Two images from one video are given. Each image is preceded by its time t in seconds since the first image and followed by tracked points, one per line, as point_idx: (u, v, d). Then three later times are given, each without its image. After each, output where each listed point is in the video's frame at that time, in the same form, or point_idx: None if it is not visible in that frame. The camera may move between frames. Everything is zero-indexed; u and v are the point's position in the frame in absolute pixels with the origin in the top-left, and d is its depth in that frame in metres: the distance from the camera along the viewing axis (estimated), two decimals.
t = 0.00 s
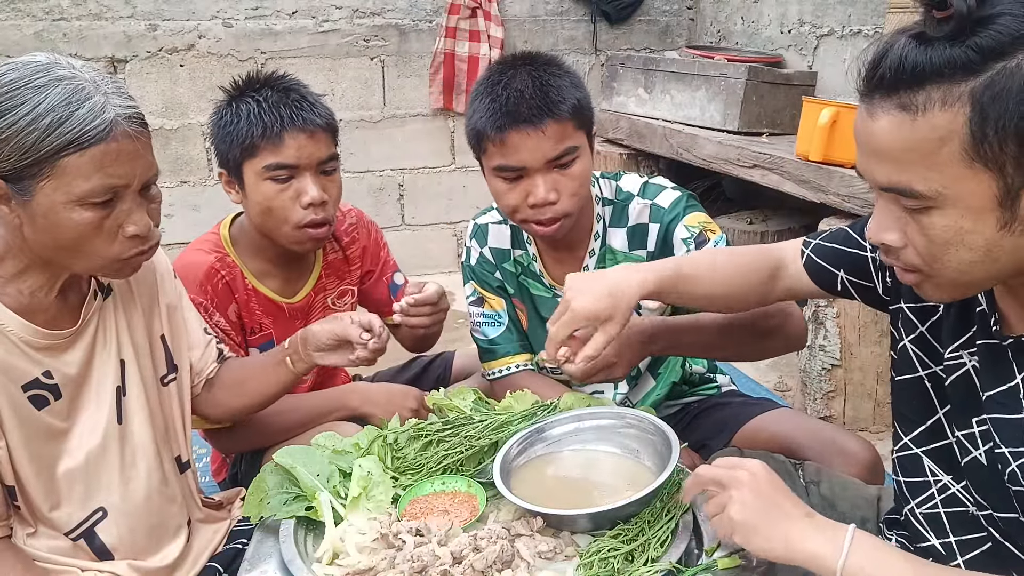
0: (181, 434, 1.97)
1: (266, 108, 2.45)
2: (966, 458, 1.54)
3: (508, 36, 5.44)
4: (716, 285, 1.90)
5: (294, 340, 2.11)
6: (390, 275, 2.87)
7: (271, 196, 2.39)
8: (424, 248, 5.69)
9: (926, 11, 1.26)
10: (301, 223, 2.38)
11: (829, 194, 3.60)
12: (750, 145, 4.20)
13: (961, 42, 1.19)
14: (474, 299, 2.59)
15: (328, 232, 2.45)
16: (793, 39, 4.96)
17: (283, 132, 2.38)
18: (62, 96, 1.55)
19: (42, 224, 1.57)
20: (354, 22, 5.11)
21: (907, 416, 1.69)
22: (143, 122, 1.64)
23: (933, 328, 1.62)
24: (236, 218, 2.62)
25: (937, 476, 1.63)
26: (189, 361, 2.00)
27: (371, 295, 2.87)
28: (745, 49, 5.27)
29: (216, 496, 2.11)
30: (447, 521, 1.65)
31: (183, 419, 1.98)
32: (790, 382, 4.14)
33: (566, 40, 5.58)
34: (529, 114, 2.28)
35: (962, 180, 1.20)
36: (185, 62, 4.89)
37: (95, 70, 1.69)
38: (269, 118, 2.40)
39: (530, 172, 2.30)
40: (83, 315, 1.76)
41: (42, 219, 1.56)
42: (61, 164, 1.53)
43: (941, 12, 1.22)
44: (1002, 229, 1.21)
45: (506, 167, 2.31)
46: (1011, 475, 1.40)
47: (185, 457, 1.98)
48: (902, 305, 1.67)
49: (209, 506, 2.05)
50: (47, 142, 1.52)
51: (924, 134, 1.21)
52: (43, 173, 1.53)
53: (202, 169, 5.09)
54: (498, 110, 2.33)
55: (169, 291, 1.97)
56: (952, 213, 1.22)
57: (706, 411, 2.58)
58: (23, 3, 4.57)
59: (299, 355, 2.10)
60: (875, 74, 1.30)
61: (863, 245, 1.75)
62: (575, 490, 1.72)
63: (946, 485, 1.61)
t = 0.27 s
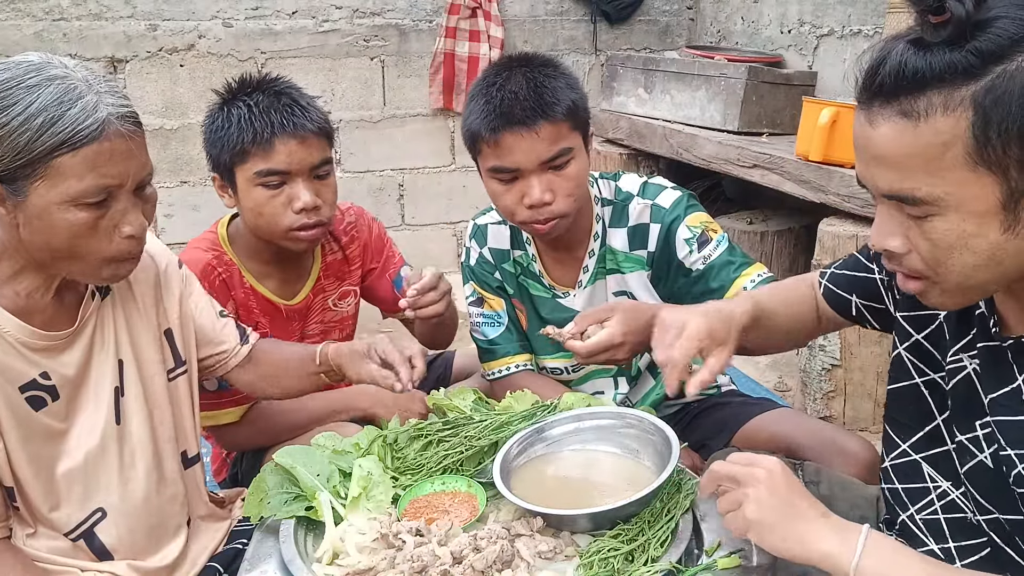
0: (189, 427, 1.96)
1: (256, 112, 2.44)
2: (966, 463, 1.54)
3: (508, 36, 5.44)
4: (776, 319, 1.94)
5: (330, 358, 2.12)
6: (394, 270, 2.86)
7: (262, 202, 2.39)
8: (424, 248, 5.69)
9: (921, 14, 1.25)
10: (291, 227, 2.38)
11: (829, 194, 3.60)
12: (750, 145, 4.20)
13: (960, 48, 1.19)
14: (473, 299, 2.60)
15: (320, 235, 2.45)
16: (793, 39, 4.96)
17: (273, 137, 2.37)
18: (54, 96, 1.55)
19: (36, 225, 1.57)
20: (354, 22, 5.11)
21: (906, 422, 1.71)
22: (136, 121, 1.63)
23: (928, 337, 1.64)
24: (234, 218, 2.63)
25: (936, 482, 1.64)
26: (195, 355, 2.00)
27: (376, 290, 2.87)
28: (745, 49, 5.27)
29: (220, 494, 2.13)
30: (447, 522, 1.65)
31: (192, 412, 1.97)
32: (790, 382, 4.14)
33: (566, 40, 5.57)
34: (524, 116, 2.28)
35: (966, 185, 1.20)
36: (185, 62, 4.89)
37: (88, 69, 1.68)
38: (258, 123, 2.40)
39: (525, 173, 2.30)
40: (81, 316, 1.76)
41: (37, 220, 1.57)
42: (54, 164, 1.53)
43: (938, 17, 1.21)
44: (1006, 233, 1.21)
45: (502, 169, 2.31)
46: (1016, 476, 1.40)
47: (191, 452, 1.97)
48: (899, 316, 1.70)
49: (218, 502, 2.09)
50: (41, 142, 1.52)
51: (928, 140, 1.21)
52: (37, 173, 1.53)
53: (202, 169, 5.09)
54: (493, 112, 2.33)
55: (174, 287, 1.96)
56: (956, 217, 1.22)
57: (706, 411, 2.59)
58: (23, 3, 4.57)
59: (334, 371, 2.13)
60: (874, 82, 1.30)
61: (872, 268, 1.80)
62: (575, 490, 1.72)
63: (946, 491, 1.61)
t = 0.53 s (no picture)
0: (195, 423, 1.98)
1: (248, 115, 2.44)
2: (970, 468, 1.54)
3: (508, 36, 5.44)
4: (813, 386, 1.90)
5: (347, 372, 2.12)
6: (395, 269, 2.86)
7: (257, 206, 2.39)
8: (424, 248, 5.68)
9: (919, 18, 1.25)
10: (286, 232, 2.38)
11: (829, 194, 3.60)
12: (750, 145, 4.19)
13: (960, 53, 1.20)
14: (474, 298, 2.61)
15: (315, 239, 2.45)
16: (793, 39, 4.96)
17: (265, 140, 2.36)
18: (48, 96, 1.55)
19: (32, 225, 1.57)
20: (354, 22, 5.11)
21: (914, 428, 1.71)
22: (132, 120, 1.63)
23: (937, 344, 1.64)
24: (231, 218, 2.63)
25: (942, 488, 1.64)
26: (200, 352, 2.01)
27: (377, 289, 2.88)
28: (745, 49, 5.27)
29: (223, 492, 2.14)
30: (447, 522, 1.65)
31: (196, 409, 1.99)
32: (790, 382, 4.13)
33: (566, 40, 5.57)
34: (520, 117, 2.27)
35: (969, 186, 1.20)
36: (185, 62, 4.89)
37: (83, 69, 1.68)
38: (251, 126, 2.39)
39: (523, 174, 2.30)
40: (80, 316, 1.76)
41: (31, 220, 1.57)
42: (48, 165, 1.53)
43: (937, 23, 1.22)
44: (1010, 233, 1.21)
45: (500, 170, 2.31)
46: None
47: (196, 450, 1.99)
48: (903, 322, 1.72)
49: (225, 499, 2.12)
50: (34, 142, 1.52)
51: (930, 144, 1.22)
52: (30, 173, 1.53)
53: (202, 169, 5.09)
54: (490, 113, 2.33)
55: (175, 286, 1.97)
56: (960, 219, 1.23)
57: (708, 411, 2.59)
58: (23, 3, 4.56)
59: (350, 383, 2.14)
60: (875, 87, 1.30)
61: (887, 291, 1.79)
62: (575, 490, 1.72)
63: (950, 497, 1.62)
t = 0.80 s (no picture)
0: (196, 425, 1.98)
1: (245, 120, 2.44)
2: (976, 468, 1.54)
3: (508, 36, 5.44)
4: (812, 393, 1.89)
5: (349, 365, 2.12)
6: (393, 266, 2.83)
7: (256, 210, 2.39)
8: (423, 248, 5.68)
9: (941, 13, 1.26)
10: (285, 234, 2.38)
11: (829, 194, 3.60)
12: (750, 145, 4.19)
13: (983, 46, 1.20)
14: (477, 299, 2.62)
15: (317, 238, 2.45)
16: (793, 39, 4.96)
17: (263, 146, 2.36)
18: (48, 95, 1.55)
19: (31, 225, 1.57)
20: (354, 22, 5.11)
21: (916, 427, 1.71)
22: (131, 119, 1.63)
23: (938, 342, 1.65)
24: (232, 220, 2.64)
25: (945, 486, 1.64)
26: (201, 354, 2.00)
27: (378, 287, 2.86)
28: (745, 49, 5.27)
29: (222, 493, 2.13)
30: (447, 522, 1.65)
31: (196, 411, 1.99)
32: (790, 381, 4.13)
33: (566, 40, 5.58)
34: (520, 121, 2.27)
35: (985, 186, 1.21)
36: (185, 62, 4.89)
37: (84, 68, 1.68)
38: (246, 131, 2.40)
39: (522, 177, 2.30)
40: (80, 318, 1.76)
41: (30, 220, 1.57)
42: (48, 164, 1.53)
43: (959, 16, 1.23)
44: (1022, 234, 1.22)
45: (499, 172, 2.32)
46: None
47: (196, 452, 1.98)
48: (905, 321, 1.72)
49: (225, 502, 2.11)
50: (34, 141, 1.52)
51: (946, 141, 1.22)
52: (31, 174, 1.53)
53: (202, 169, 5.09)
54: (491, 116, 2.34)
55: (178, 288, 1.97)
56: (972, 219, 1.23)
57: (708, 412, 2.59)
58: (23, 3, 4.56)
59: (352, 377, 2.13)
60: (892, 79, 1.31)
61: (889, 292, 1.80)
62: (575, 490, 1.72)
63: (953, 496, 1.62)
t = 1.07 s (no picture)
0: (189, 433, 1.96)
1: (246, 120, 2.44)
2: (980, 470, 1.55)
3: (508, 36, 5.44)
4: (814, 396, 1.90)
5: (334, 344, 2.12)
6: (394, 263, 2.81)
7: (257, 212, 2.39)
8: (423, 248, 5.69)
9: (955, 11, 1.26)
10: (286, 236, 2.38)
11: (829, 194, 3.60)
12: (750, 145, 4.19)
13: (993, 44, 1.21)
14: (479, 298, 2.62)
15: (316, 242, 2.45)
16: (793, 39, 4.96)
17: (263, 146, 2.36)
18: (53, 94, 1.54)
19: (37, 224, 1.57)
20: (354, 22, 5.11)
21: (919, 428, 1.71)
22: (136, 119, 1.64)
23: (942, 343, 1.65)
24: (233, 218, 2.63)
25: (947, 488, 1.63)
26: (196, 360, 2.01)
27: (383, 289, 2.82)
28: (744, 49, 5.27)
29: (220, 496, 2.12)
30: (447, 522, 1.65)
31: (192, 415, 1.99)
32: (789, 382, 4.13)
33: (565, 40, 5.58)
34: (525, 120, 2.28)
35: (989, 184, 1.21)
36: (185, 62, 4.89)
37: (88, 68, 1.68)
38: (247, 131, 2.40)
39: (526, 177, 2.30)
40: (83, 317, 1.76)
41: (38, 219, 1.57)
42: (54, 163, 1.53)
43: (971, 12, 1.23)
44: None
45: (504, 171, 2.32)
46: None
47: (191, 456, 1.97)
48: (909, 322, 1.72)
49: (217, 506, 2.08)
50: (40, 140, 1.52)
51: (954, 137, 1.22)
52: (37, 173, 1.53)
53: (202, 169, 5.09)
54: (496, 115, 2.34)
55: (176, 293, 1.97)
56: (976, 218, 1.23)
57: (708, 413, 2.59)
58: (23, 3, 4.56)
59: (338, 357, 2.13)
60: (903, 74, 1.31)
61: (896, 293, 1.79)
62: (575, 490, 1.72)
63: (955, 497, 1.62)
